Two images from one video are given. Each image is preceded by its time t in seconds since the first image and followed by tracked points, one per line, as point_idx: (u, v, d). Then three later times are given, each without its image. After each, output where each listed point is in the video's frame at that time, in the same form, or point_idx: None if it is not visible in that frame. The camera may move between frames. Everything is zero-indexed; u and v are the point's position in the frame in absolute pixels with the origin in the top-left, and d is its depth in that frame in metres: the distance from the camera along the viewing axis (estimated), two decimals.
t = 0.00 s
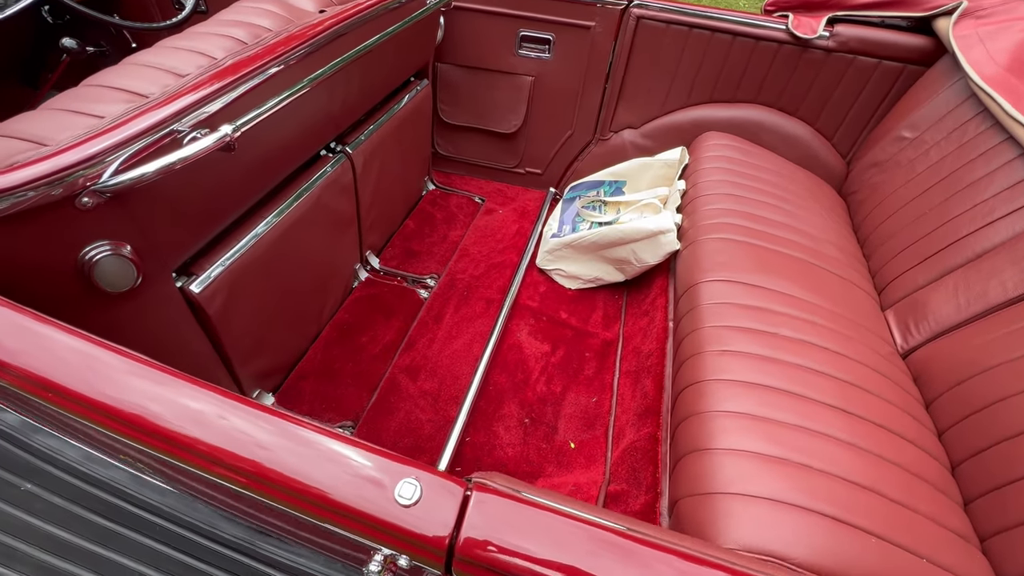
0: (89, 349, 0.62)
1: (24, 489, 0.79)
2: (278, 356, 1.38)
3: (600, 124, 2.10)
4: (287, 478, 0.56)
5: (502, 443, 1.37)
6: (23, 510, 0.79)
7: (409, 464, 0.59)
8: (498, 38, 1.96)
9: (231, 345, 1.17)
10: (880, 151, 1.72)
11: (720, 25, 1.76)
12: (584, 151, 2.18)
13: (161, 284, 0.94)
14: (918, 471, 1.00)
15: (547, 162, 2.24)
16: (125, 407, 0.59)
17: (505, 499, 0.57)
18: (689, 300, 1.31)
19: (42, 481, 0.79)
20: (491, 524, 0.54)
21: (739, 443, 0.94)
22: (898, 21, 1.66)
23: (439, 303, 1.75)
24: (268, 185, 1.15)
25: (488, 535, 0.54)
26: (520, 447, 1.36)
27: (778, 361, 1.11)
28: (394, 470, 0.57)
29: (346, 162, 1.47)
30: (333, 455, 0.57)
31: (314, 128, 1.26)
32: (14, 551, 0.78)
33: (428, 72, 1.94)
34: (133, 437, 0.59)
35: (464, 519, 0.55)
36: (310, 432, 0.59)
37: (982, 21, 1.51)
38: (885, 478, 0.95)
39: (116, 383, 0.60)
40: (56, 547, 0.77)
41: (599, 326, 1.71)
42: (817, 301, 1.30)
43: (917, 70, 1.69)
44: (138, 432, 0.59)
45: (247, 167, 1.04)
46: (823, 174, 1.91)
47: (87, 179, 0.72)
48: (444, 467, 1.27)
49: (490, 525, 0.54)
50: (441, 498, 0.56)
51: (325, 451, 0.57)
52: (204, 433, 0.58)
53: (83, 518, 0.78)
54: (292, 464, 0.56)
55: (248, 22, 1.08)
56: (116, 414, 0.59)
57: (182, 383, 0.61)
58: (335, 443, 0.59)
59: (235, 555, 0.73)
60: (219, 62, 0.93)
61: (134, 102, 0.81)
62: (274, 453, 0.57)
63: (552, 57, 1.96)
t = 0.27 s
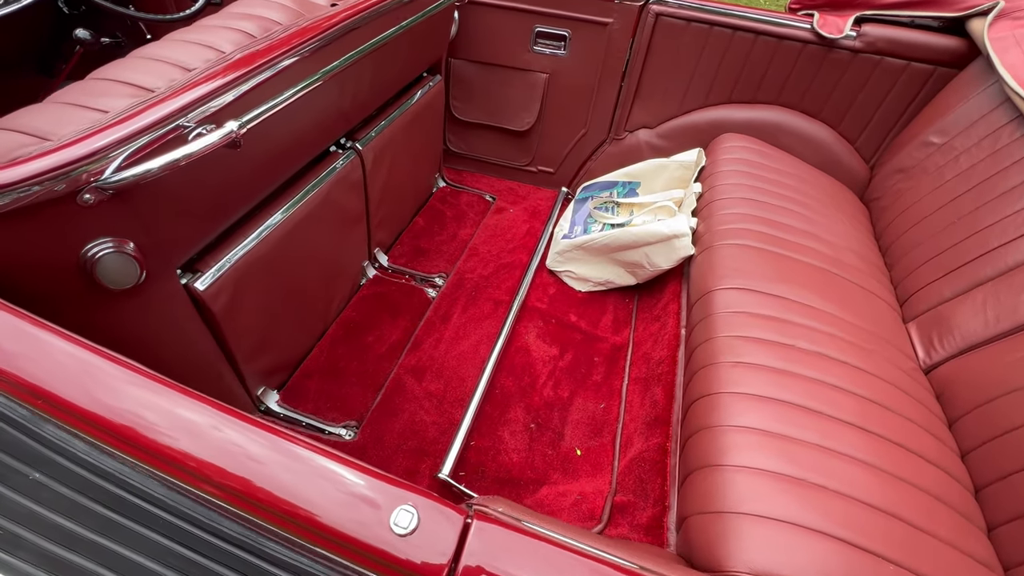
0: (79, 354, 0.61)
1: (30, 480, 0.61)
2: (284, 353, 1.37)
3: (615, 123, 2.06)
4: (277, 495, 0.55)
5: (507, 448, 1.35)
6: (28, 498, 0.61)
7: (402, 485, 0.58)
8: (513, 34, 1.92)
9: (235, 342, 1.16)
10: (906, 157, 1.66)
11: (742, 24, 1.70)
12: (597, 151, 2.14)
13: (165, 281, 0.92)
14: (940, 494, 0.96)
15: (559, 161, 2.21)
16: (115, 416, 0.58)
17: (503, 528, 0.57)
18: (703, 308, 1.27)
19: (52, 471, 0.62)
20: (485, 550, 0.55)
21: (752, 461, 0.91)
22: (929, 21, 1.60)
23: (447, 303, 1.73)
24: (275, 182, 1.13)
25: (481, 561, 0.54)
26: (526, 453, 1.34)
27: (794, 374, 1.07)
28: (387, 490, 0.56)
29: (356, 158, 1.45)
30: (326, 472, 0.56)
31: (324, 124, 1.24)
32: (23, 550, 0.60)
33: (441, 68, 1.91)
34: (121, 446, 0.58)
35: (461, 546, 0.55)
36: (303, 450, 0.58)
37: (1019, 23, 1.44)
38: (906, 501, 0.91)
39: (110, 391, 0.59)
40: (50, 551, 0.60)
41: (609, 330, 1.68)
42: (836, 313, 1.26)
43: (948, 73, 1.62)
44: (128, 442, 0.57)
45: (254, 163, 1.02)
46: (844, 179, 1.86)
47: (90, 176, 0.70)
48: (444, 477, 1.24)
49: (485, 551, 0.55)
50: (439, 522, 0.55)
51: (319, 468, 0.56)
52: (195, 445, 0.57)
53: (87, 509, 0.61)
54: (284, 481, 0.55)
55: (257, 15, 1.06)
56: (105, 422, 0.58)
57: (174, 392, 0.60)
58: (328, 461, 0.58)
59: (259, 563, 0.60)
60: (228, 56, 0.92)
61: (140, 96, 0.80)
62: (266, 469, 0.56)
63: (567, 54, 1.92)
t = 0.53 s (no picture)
0: (60, 358, 0.56)
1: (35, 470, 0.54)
2: (286, 350, 1.36)
3: (628, 123, 2.01)
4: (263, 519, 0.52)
5: (509, 454, 1.32)
6: (32, 488, 0.53)
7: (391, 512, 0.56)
8: (526, 30, 1.88)
9: (236, 339, 1.14)
10: (931, 163, 1.59)
11: (763, 22, 1.65)
12: (610, 151, 2.10)
13: (164, 277, 0.91)
14: (960, 520, 0.91)
15: (571, 160, 2.17)
16: (99, 428, 0.54)
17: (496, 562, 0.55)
18: (715, 316, 1.23)
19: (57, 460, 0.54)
20: None
21: (760, 478, 0.88)
22: (959, 22, 1.53)
23: (452, 302, 1.71)
24: (279, 178, 1.11)
25: None
26: (527, 459, 1.31)
27: (808, 389, 1.03)
28: (376, 517, 0.55)
29: (363, 155, 1.42)
30: (316, 496, 0.54)
31: (330, 119, 1.22)
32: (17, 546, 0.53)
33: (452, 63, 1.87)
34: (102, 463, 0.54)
35: None
36: (292, 469, 0.56)
37: None
38: (923, 527, 0.87)
39: (97, 400, 0.55)
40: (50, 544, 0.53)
41: (616, 335, 1.64)
42: (854, 325, 1.21)
43: (977, 76, 1.55)
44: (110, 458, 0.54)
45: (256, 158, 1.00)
46: (864, 185, 1.80)
47: (87, 169, 0.69)
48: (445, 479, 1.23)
49: None
50: (425, 551, 0.53)
51: (308, 490, 0.54)
52: (186, 460, 0.54)
53: (89, 502, 0.54)
54: (273, 503, 0.53)
55: (264, 7, 1.04)
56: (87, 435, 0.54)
57: (164, 404, 0.57)
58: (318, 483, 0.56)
59: None
60: (231, 48, 0.89)
61: (139, 88, 0.78)
62: (256, 488, 0.53)
63: (581, 51, 1.88)
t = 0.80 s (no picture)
0: (38, 373, 0.51)
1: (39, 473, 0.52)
2: (286, 350, 1.34)
3: (641, 125, 1.96)
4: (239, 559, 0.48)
5: (509, 463, 1.29)
6: (30, 483, 0.52)
7: (372, 555, 0.52)
8: (538, 28, 1.84)
9: (233, 339, 1.12)
10: (959, 172, 1.53)
11: (784, 23, 1.59)
12: (621, 153, 2.06)
13: (158, 276, 0.89)
14: (984, 555, 0.86)
15: (581, 162, 2.13)
16: (70, 448, 0.48)
17: None
18: (727, 329, 1.18)
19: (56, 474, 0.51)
20: None
21: (766, 502, 0.84)
22: (992, 25, 1.45)
23: (457, 305, 1.68)
24: (279, 176, 1.09)
25: None
26: (528, 469, 1.28)
27: (822, 409, 0.98)
28: (358, 558, 0.51)
29: (368, 153, 1.40)
30: (296, 531, 0.50)
31: (334, 117, 1.19)
32: (23, 535, 0.55)
33: (462, 61, 1.84)
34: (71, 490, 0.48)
35: None
36: (273, 501, 0.52)
37: None
38: (944, 560, 0.82)
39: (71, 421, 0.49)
40: (50, 538, 0.55)
41: (623, 343, 1.60)
42: (872, 341, 1.16)
43: (1009, 82, 1.48)
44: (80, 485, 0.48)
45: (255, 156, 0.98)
46: (886, 193, 1.73)
47: (76, 164, 0.66)
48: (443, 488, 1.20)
49: None
50: None
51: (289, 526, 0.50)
52: (166, 489, 0.49)
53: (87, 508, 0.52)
54: (252, 539, 0.49)
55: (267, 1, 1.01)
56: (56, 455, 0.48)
57: (147, 425, 0.52)
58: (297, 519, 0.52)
59: None
60: (230, 42, 0.87)
61: (133, 82, 0.76)
62: (236, 519, 0.49)
63: (595, 50, 1.83)
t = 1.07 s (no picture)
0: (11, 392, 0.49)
1: None
2: (286, 354, 1.32)
3: (654, 130, 1.92)
4: None
5: (509, 476, 1.26)
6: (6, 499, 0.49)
7: None
8: (550, 31, 1.81)
9: (231, 342, 1.11)
10: (987, 185, 1.46)
11: (804, 27, 1.54)
12: (633, 159, 2.01)
13: (153, 277, 0.87)
14: None
15: (592, 167, 2.09)
16: (44, 475, 0.46)
17: None
18: (738, 344, 1.13)
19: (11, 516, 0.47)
20: None
21: (776, 532, 0.80)
22: None
23: (461, 311, 1.65)
24: (281, 177, 1.07)
25: None
26: (528, 483, 1.24)
27: (837, 432, 0.93)
28: None
29: (374, 155, 1.38)
30: None
31: (338, 119, 1.17)
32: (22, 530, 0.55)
33: (472, 64, 1.82)
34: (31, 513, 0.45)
35: None
36: (245, 542, 0.47)
37: None
38: None
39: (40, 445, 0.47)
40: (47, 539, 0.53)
41: (630, 354, 1.55)
42: (892, 361, 1.10)
43: None
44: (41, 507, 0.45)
45: (256, 157, 0.96)
46: (909, 205, 1.67)
47: (66, 164, 0.65)
48: (436, 502, 1.17)
49: None
50: None
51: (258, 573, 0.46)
52: (137, 519, 0.46)
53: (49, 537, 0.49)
54: None
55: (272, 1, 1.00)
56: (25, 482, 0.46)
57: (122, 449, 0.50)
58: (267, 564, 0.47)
59: None
60: (230, 42, 0.85)
61: (128, 82, 0.74)
62: (204, 560, 0.45)
63: (608, 54, 1.79)
